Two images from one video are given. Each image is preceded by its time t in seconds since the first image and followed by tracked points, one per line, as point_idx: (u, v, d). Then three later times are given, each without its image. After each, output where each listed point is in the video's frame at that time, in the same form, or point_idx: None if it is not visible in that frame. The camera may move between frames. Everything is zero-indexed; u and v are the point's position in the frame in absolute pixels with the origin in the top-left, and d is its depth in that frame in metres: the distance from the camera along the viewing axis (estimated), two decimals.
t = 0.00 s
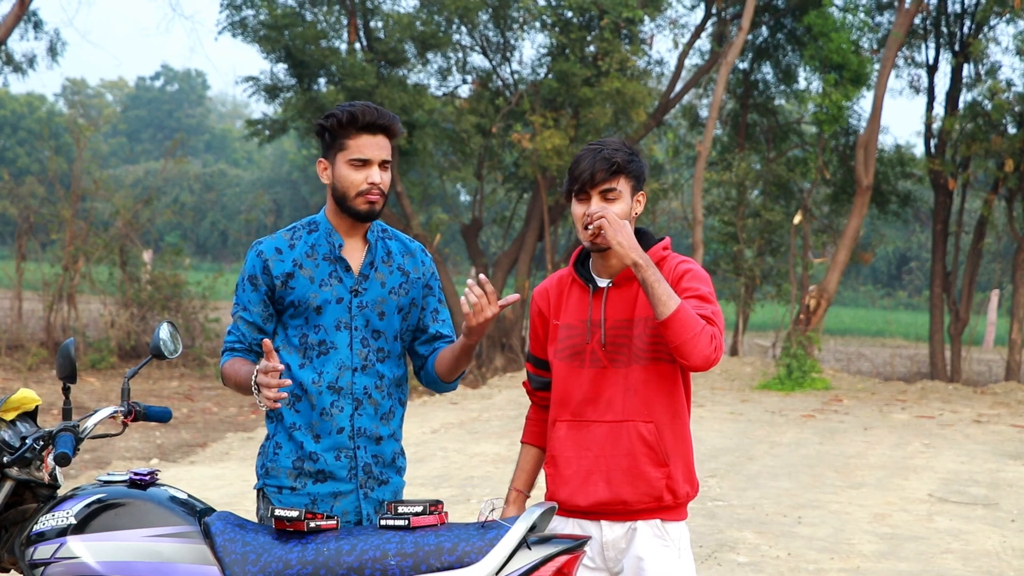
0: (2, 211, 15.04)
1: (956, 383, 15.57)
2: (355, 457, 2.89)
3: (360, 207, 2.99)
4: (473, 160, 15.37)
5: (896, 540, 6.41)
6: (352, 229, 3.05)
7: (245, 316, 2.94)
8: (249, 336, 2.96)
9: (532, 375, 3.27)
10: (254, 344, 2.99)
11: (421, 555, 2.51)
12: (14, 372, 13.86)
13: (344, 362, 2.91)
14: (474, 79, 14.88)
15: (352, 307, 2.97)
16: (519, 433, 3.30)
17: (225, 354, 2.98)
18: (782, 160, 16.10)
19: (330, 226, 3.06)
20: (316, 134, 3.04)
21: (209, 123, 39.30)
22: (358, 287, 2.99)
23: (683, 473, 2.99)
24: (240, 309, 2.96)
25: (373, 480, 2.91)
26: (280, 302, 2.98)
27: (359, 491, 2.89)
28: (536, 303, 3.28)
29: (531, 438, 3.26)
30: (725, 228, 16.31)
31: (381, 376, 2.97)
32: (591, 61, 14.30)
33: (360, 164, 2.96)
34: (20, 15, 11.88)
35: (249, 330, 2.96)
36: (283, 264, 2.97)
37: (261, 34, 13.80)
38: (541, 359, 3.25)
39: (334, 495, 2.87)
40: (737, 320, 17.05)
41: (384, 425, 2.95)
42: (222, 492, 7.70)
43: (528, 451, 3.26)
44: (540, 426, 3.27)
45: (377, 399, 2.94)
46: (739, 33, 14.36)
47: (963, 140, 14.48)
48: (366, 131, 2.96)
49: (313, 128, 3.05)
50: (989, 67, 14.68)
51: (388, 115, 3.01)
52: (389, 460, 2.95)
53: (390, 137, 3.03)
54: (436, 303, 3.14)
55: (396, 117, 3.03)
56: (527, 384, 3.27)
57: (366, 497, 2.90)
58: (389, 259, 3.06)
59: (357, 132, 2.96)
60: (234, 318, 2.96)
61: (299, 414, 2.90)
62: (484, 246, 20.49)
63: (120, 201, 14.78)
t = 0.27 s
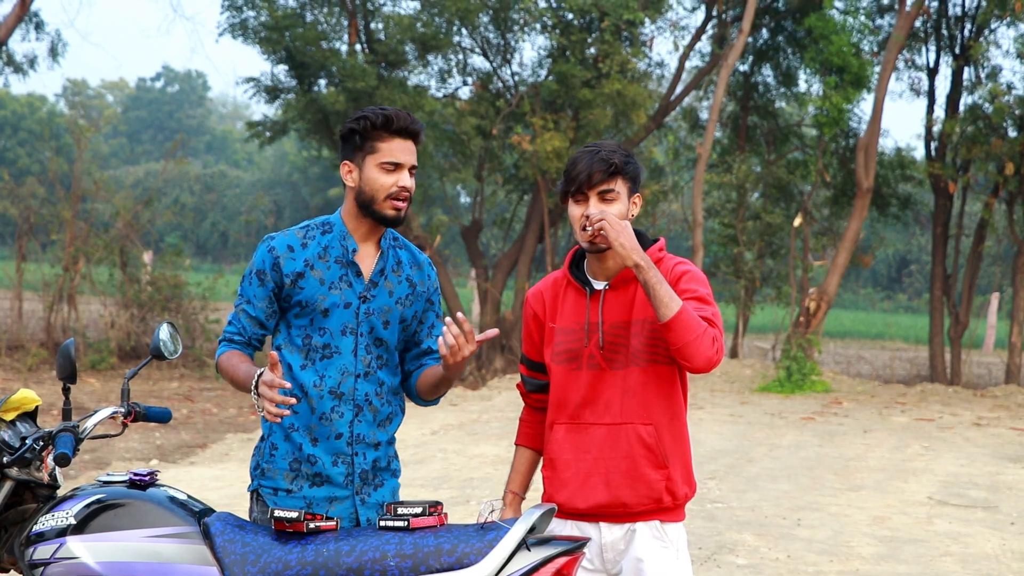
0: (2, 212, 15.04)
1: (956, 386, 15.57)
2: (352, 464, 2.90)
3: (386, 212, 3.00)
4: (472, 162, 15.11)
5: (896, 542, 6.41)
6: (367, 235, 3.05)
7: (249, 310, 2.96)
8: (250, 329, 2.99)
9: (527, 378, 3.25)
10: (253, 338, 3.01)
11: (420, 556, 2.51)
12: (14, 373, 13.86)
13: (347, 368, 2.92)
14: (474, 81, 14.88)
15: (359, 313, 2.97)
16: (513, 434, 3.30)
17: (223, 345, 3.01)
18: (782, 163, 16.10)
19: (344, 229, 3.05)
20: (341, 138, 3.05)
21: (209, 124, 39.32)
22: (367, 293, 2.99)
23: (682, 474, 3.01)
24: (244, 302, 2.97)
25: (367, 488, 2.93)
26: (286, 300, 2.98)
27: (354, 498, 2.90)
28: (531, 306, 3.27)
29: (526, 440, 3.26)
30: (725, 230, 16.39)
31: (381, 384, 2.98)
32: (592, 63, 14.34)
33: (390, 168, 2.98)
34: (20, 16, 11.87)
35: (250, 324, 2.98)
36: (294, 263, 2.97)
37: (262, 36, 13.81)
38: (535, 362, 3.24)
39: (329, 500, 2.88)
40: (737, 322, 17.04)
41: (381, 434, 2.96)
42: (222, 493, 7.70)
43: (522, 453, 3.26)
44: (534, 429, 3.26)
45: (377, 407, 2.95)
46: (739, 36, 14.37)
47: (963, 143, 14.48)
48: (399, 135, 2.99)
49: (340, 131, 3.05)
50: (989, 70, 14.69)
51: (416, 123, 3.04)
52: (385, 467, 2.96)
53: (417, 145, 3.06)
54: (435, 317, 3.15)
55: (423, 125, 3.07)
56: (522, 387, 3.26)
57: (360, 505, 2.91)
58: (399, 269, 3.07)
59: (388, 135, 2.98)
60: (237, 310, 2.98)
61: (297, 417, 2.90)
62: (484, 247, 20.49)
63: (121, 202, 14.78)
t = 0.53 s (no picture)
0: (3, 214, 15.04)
1: (956, 388, 15.56)
2: (359, 467, 2.89)
3: (396, 215, 2.98)
4: (473, 164, 15.13)
5: (896, 545, 6.41)
6: (391, 239, 3.03)
7: (268, 304, 2.95)
8: (266, 325, 2.98)
9: (526, 379, 3.25)
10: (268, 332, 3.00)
11: (420, 559, 2.50)
12: (14, 374, 13.87)
13: (360, 371, 2.91)
14: (475, 84, 14.88)
15: (376, 317, 2.95)
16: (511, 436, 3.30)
17: (238, 337, 3.00)
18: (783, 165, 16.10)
19: (370, 232, 3.04)
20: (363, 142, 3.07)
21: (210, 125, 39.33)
22: (385, 298, 2.98)
23: (684, 473, 3.01)
24: (263, 296, 2.96)
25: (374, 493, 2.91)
26: (305, 299, 2.98)
27: (360, 502, 2.89)
28: (531, 308, 3.24)
29: (524, 441, 3.26)
30: (726, 233, 16.50)
31: (395, 389, 2.97)
32: (592, 66, 14.37)
33: (400, 171, 2.96)
34: (20, 18, 11.87)
35: (267, 318, 2.97)
36: (316, 261, 2.97)
37: (263, 38, 13.82)
38: (536, 364, 3.22)
39: (335, 502, 2.87)
40: (737, 325, 17.03)
41: (391, 439, 2.94)
42: (222, 495, 7.70)
43: (520, 455, 3.26)
44: (532, 430, 3.27)
45: (389, 413, 2.94)
46: (740, 39, 14.37)
47: (964, 145, 14.48)
48: (408, 138, 2.97)
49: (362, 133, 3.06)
50: (990, 72, 14.69)
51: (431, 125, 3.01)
52: (394, 473, 2.94)
53: (434, 147, 3.02)
54: (454, 328, 3.12)
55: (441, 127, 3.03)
56: (521, 389, 3.26)
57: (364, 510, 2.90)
58: (421, 277, 3.04)
59: (399, 139, 2.97)
60: (255, 303, 2.97)
61: (307, 416, 2.90)
62: (485, 250, 20.50)
63: (122, 204, 14.78)
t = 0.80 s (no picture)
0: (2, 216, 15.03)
1: (955, 392, 15.55)
2: (380, 465, 2.96)
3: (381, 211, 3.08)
4: (472, 167, 15.19)
5: (894, 548, 6.40)
6: (410, 239, 3.11)
7: (300, 306, 3.12)
8: (303, 328, 3.13)
9: (523, 386, 3.25)
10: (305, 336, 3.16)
11: (418, 562, 2.50)
12: (13, 377, 13.86)
13: (379, 369, 2.99)
14: (474, 86, 14.88)
15: (395, 316, 3.03)
16: (511, 440, 3.30)
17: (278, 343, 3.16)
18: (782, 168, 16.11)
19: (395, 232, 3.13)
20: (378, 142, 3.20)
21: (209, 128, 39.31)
22: (405, 297, 3.04)
23: (687, 478, 3.06)
24: (297, 298, 3.13)
25: (397, 490, 2.97)
26: (334, 299, 3.12)
27: (381, 499, 2.95)
28: (530, 317, 3.23)
29: (523, 444, 3.26)
30: (725, 236, 16.49)
31: (418, 387, 3.01)
32: (591, 68, 14.38)
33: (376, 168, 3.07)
34: (20, 21, 11.86)
35: (301, 322, 3.12)
36: (339, 262, 3.10)
37: (262, 41, 13.82)
38: (535, 371, 3.22)
39: (355, 498, 2.95)
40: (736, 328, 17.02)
41: (416, 437, 2.99)
42: (220, 497, 7.69)
43: (519, 458, 3.25)
44: (531, 433, 3.27)
45: (412, 411, 3.00)
46: (739, 42, 14.38)
47: (963, 149, 14.49)
48: (381, 135, 3.06)
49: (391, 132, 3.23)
50: (988, 75, 14.71)
51: (414, 120, 3.05)
52: (418, 471, 2.99)
53: (414, 140, 3.05)
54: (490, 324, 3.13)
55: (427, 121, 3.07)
56: (519, 395, 3.27)
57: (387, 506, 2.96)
58: (444, 275, 3.08)
59: (384, 136, 3.06)
60: (291, 307, 3.14)
61: (333, 414, 3.01)
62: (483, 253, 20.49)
63: (121, 206, 14.77)
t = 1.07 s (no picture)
0: None
1: (952, 394, 15.56)
2: (374, 465, 3.08)
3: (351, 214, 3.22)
4: (470, 168, 15.15)
5: (891, 549, 6.41)
6: (399, 240, 3.23)
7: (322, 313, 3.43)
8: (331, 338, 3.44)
9: (522, 392, 3.23)
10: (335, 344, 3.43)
11: (415, 564, 2.50)
12: (10, 379, 13.84)
13: (372, 370, 3.14)
14: (471, 88, 14.88)
15: (386, 317, 3.17)
16: (509, 442, 3.31)
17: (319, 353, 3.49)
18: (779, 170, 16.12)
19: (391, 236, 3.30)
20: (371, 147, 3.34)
21: (207, 130, 39.28)
22: (393, 297, 3.17)
23: (689, 490, 3.09)
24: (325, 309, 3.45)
25: (393, 488, 3.06)
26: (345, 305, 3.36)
27: (375, 497, 3.06)
28: (526, 325, 3.21)
29: (520, 448, 3.28)
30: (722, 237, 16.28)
31: (412, 386, 3.11)
32: (589, 70, 14.39)
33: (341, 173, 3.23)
34: (18, 21, 11.85)
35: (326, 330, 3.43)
36: (343, 268, 3.33)
37: (259, 42, 13.81)
38: (532, 377, 3.21)
39: (353, 495, 3.09)
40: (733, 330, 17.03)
41: (411, 435, 3.09)
42: (217, 499, 7.69)
43: (517, 462, 3.27)
44: (528, 438, 3.29)
45: (405, 410, 3.10)
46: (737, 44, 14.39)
47: (960, 151, 14.52)
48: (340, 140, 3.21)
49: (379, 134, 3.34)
50: (986, 78, 14.73)
51: (365, 125, 3.16)
52: (416, 471, 3.08)
53: (368, 141, 3.16)
54: (486, 318, 3.19)
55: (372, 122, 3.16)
56: (518, 401, 3.25)
57: (383, 504, 3.05)
58: (431, 272, 3.17)
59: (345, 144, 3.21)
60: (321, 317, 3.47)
61: (338, 414, 3.19)
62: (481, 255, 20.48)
63: (118, 208, 14.75)
